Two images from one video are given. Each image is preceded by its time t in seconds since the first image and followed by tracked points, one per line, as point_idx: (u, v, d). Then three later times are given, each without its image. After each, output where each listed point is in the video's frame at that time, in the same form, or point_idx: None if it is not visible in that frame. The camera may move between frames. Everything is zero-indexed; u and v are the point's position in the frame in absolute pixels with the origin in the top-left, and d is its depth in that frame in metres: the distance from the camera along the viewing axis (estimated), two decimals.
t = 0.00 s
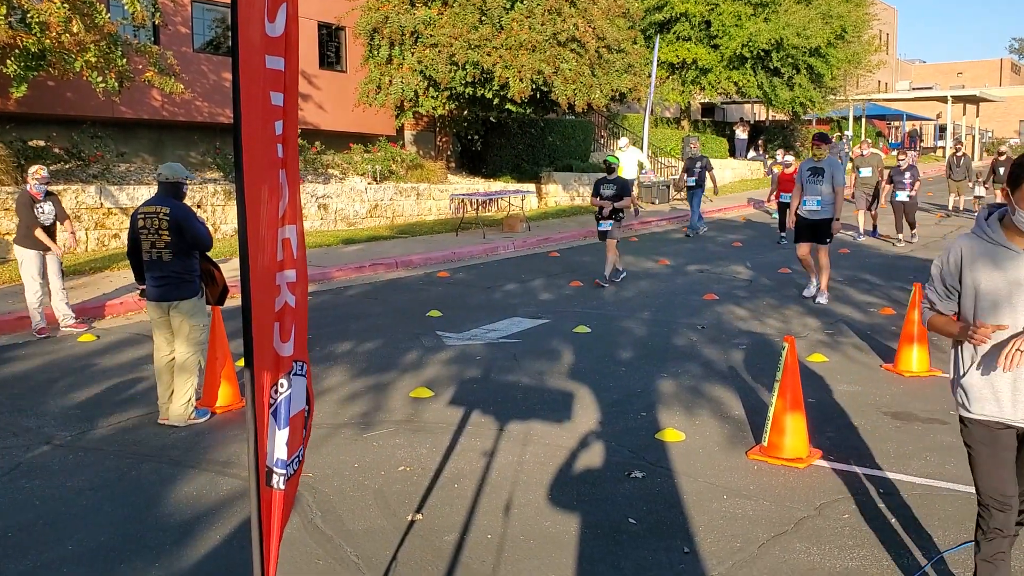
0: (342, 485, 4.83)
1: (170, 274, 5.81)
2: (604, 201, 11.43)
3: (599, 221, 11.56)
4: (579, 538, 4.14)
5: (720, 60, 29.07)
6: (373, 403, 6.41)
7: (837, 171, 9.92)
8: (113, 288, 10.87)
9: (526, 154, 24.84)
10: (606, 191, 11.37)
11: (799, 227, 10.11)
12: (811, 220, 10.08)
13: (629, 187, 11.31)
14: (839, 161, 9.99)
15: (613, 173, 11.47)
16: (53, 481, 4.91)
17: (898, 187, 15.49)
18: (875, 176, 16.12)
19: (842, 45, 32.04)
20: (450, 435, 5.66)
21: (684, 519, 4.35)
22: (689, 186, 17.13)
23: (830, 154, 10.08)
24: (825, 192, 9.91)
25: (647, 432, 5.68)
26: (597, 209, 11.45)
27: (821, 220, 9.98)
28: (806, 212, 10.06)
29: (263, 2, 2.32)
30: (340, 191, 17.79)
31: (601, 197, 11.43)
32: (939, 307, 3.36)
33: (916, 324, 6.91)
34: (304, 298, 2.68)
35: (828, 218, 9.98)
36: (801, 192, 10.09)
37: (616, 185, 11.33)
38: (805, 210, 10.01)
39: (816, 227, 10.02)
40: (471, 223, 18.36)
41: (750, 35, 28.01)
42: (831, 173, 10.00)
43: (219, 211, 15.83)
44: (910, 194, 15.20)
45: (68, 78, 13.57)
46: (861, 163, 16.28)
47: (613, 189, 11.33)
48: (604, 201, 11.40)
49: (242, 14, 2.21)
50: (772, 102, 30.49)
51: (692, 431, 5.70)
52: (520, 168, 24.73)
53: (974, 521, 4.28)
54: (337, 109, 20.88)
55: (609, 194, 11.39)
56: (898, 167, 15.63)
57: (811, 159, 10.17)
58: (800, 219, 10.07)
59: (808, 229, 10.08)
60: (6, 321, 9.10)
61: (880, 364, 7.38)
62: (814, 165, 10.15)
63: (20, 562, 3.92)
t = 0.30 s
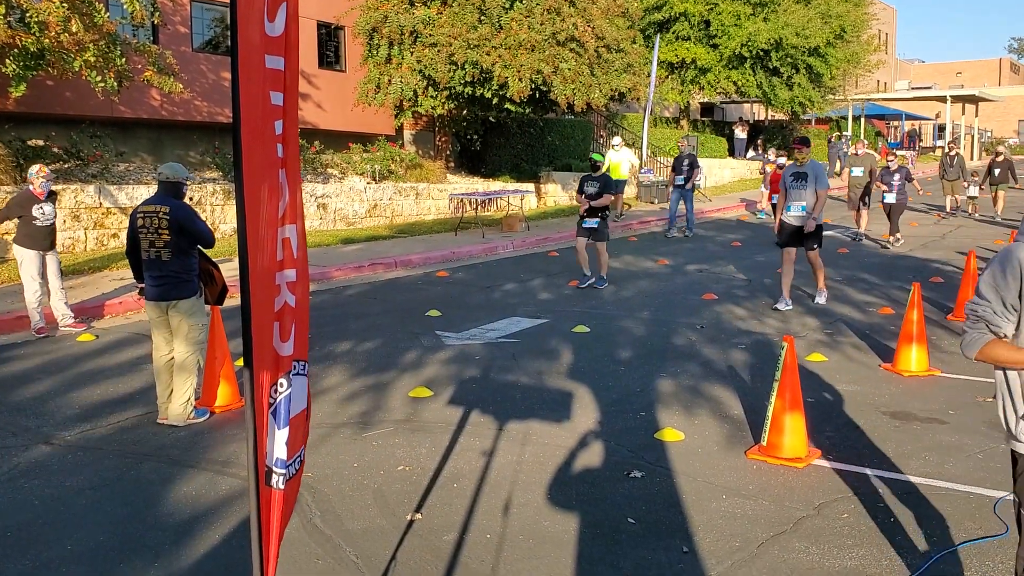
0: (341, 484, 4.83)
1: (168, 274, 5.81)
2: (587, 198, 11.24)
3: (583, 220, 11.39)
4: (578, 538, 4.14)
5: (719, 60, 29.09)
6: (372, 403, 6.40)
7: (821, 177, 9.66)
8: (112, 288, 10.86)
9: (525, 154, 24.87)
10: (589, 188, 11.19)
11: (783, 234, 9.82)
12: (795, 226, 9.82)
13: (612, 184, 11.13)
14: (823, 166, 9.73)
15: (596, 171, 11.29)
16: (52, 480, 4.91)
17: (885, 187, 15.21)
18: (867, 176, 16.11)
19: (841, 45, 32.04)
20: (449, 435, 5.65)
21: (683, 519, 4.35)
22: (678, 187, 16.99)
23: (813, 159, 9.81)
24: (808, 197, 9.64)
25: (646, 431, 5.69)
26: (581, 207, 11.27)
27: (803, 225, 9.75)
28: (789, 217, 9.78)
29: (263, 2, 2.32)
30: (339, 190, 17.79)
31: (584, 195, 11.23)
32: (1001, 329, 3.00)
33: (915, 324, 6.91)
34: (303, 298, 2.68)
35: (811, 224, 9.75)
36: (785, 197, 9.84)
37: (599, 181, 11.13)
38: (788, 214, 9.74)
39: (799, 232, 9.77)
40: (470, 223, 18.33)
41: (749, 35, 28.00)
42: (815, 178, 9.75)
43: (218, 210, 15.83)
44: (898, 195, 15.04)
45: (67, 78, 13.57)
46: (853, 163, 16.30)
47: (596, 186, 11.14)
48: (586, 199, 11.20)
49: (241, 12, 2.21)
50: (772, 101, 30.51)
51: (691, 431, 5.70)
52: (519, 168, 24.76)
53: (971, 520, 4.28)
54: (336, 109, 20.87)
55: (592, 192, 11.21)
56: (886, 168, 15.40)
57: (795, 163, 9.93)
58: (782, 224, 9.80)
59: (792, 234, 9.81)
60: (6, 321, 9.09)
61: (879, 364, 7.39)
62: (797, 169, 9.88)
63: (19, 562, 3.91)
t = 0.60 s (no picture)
0: (340, 484, 4.83)
1: (167, 273, 5.81)
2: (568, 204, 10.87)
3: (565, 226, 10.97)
4: (577, 538, 4.14)
5: (717, 59, 29.12)
6: (371, 403, 6.39)
7: (804, 172, 9.26)
8: (111, 288, 10.86)
9: (523, 153, 24.90)
10: (569, 193, 10.84)
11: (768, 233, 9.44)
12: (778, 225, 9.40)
13: (591, 188, 10.76)
14: (806, 162, 9.34)
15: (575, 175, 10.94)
16: (51, 480, 4.90)
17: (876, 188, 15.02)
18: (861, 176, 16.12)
19: (840, 44, 32.04)
20: (448, 434, 5.65)
21: (681, 518, 4.35)
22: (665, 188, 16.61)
23: (797, 155, 9.43)
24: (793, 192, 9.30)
25: (645, 431, 5.68)
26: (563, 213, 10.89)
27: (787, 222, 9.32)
28: (773, 214, 9.42)
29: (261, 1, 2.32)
30: (338, 190, 17.79)
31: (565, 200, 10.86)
32: None
33: (914, 323, 6.90)
34: (303, 297, 2.68)
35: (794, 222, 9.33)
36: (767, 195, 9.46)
37: (579, 185, 10.80)
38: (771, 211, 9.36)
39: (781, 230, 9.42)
40: (469, 223, 18.31)
41: (748, 34, 28.00)
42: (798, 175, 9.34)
43: (217, 209, 15.83)
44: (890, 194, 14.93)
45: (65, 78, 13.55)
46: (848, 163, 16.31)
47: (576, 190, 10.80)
48: (568, 204, 10.84)
49: (239, 12, 2.21)
50: (770, 101, 30.53)
51: (690, 430, 5.70)
52: (518, 167, 24.81)
53: (970, 520, 4.28)
54: (335, 108, 20.86)
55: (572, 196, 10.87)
56: (877, 167, 15.29)
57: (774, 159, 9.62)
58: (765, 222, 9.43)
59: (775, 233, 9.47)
60: (5, 321, 9.09)
61: (877, 363, 7.39)
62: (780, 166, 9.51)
63: (18, 562, 3.91)
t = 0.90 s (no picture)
0: (339, 484, 4.83)
1: (165, 273, 5.81)
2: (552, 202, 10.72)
3: (547, 225, 10.83)
4: (576, 538, 4.13)
5: (717, 59, 29.13)
6: (369, 403, 6.39)
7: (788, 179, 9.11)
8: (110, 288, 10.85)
9: (522, 153, 24.94)
10: (553, 191, 10.73)
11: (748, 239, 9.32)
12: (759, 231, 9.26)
13: (576, 187, 10.70)
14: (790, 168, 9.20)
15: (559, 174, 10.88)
16: (50, 480, 4.90)
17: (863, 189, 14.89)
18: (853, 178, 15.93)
19: (839, 44, 32.04)
20: (447, 435, 5.65)
21: (680, 519, 4.35)
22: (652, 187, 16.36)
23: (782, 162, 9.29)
24: (773, 197, 9.12)
25: (644, 431, 5.68)
26: (545, 211, 10.71)
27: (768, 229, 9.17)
28: (755, 221, 9.26)
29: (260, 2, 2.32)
30: (337, 190, 17.79)
31: (548, 198, 10.74)
32: None
33: (912, 323, 6.90)
34: (300, 298, 2.68)
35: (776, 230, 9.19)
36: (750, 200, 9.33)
37: (564, 184, 10.72)
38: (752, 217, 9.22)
39: (761, 236, 9.25)
40: (468, 223, 18.32)
41: (747, 34, 28.01)
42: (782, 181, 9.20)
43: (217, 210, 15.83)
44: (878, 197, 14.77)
45: (65, 78, 13.56)
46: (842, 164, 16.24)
47: (561, 187, 10.68)
48: (552, 201, 10.67)
49: (239, 12, 2.21)
50: (769, 101, 30.54)
51: (689, 430, 5.70)
52: (518, 167, 24.86)
53: (969, 520, 4.28)
54: (334, 108, 20.85)
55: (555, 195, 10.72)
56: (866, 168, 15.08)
57: (763, 165, 9.49)
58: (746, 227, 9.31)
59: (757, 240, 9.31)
60: (4, 321, 9.08)
61: (876, 363, 7.39)
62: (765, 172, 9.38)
63: (18, 561, 3.91)
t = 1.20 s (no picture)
0: (338, 484, 4.83)
1: (164, 273, 5.81)
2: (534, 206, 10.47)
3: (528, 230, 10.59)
4: (575, 538, 4.13)
5: (716, 59, 29.10)
6: (368, 403, 6.39)
7: (773, 175, 9.08)
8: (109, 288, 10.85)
9: (521, 153, 24.97)
10: (536, 195, 10.47)
11: (733, 237, 9.24)
12: (745, 229, 9.19)
13: (559, 192, 10.43)
14: (774, 165, 9.18)
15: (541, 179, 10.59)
16: (49, 481, 4.90)
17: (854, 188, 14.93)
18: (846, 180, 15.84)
19: (838, 44, 32.03)
20: (446, 434, 5.65)
21: (679, 518, 4.35)
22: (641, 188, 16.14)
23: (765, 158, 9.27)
24: (757, 194, 9.04)
25: (643, 431, 5.68)
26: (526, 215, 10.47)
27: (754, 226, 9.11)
28: (739, 219, 9.19)
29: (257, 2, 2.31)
30: (336, 189, 17.78)
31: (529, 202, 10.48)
32: None
33: (911, 323, 6.90)
34: (298, 298, 2.68)
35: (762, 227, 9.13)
36: (735, 197, 9.24)
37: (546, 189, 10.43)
38: (737, 215, 9.14)
39: (747, 235, 9.19)
40: (467, 222, 18.33)
41: (746, 34, 28.01)
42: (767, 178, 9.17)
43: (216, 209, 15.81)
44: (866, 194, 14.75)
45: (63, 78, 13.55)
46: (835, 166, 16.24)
47: (542, 193, 10.38)
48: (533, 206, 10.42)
49: (236, 11, 2.21)
50: (768, 100, 30.51)
51: (688, 430, 5.70)
52: (517, 167, 24.90)
53: (968, 520, 4.27)
54: (333, 108, 20.84)
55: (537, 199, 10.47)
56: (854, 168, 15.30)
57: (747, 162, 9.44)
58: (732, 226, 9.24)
59: (741, 237, 9.24)
60: (3, 321, 9.08)
61: (875, 363, 7.39)
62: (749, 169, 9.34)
63: (18, 561, 3.91)
